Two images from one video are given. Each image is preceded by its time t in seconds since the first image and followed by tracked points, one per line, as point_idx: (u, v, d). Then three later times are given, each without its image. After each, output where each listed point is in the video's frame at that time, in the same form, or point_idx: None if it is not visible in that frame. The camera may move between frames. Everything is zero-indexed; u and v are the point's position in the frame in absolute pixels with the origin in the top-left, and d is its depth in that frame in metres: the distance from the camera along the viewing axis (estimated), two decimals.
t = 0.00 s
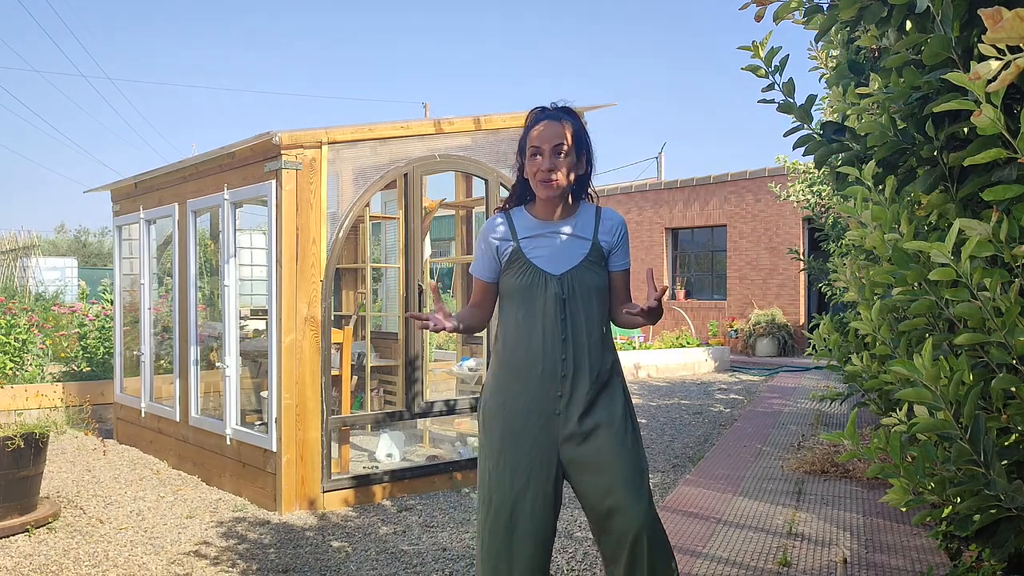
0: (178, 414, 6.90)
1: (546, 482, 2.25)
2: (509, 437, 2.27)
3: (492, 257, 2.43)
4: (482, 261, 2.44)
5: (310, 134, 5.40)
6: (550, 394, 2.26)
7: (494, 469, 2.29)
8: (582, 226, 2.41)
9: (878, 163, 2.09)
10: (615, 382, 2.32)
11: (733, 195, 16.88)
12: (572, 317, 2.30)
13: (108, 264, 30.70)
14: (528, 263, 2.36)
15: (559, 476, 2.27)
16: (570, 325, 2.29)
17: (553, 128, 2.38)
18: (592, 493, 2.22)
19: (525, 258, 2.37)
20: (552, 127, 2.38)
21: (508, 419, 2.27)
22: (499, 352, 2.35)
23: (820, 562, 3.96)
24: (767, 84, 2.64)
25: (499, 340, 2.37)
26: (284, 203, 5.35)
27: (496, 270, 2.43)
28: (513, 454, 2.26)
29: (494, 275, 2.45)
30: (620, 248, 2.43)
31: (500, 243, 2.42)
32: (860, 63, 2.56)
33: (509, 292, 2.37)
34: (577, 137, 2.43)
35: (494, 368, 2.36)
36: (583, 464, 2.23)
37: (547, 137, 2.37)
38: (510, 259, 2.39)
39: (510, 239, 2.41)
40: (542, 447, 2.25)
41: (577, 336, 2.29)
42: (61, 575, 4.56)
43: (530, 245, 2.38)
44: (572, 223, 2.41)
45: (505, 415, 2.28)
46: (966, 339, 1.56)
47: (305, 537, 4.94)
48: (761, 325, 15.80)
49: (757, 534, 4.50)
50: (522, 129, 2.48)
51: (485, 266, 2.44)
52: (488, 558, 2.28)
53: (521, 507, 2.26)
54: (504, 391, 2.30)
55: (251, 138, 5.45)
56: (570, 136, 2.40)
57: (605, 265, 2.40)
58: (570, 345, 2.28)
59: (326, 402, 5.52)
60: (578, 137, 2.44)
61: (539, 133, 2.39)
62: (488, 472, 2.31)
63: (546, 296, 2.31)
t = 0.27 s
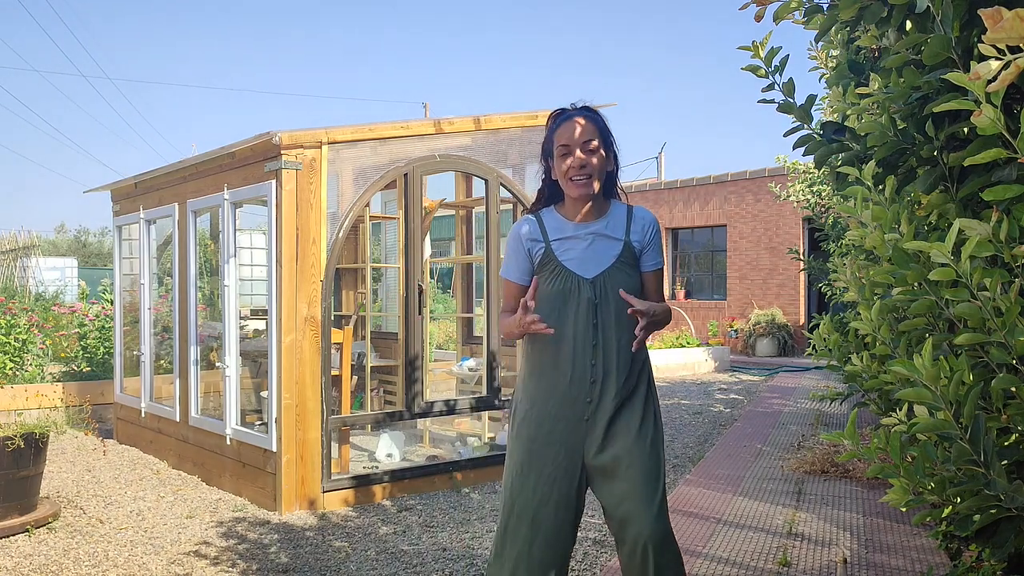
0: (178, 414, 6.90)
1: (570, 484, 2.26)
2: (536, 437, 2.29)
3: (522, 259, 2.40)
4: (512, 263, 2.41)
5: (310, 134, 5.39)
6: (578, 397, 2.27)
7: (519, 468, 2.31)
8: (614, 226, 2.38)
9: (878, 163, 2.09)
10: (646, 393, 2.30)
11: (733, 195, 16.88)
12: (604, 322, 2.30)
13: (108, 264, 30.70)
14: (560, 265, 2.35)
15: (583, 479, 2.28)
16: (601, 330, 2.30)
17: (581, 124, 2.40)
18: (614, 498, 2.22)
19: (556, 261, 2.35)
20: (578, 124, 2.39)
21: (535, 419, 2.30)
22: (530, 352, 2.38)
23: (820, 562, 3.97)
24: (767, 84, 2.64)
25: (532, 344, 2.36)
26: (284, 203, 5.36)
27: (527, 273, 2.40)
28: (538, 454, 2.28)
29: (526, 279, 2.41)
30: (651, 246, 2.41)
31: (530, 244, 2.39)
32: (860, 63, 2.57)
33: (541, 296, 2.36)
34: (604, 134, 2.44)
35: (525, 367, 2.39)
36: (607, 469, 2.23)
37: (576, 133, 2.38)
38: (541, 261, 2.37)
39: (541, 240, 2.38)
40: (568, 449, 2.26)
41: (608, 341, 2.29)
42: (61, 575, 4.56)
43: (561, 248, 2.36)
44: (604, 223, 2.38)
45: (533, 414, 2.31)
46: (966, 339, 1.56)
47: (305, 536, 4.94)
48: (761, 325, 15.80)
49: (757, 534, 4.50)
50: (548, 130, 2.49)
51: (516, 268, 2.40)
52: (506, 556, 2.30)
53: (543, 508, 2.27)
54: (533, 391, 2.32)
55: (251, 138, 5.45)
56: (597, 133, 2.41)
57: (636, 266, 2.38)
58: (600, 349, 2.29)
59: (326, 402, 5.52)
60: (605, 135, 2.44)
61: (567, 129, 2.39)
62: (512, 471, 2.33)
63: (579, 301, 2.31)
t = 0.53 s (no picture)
0: (178, 414, 6.90)
1: (576, 472, 2.25)
2: (542, 425, 2.30)
3: (526, 244, 2.43)
4: (518, 248, 2.45)
5: (310, 134, 5.39)
6: (582, 383, 2.27)
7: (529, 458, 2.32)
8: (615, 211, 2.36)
9: (878, 163, 2.09)
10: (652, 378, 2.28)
11: (733, 195, 16.88)
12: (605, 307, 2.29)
13: (108, 264, 30.71)
14: (559, 251, 2.37)
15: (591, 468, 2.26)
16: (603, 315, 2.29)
17: (591, 111, 2.38)
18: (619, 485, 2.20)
19: (556, 247, 2.37)
20: (588, 111, 2.37)
21: (541, 408, 2.30)
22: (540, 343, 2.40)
23: (820, 562, 3.97)
24: (767, 84, 2.64)
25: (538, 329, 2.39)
26: (284, 203, 5.36)
27: (531, 258, 2.44)
28: (545, 442, 2.29)
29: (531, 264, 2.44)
30: (656, 231, 2.37)
31: (533, 230, 2.42)
32: (860, 63, 2.56)
33: (545, 281, 2.39)
34: (614, 123, 2.42)
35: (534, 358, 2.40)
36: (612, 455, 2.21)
37: (585, 120, 2.36)
38: (543, 247, 2.40)
39: (543, 226, 2.40)
40: (574, 436, 2.26)
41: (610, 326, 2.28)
42: (61, 575, 4.56)
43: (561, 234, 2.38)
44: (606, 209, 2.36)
45: (540, 403, 2.32)
46: (966, 339, 1.56)
47: (305, 536, 4.94)
48: (761, 325, 15.80)
49: (757, 534, 4.50)
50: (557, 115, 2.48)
51: (520, 253, 2.44)
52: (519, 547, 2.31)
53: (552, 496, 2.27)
54: (540, 380, 2.34)
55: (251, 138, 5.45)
56: (607, 121, 2.39)
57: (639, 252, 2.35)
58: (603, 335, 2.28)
59: (326, 402, 5.51)
60: (615, 123, 2.42)
61: (577, 115, 2.38)
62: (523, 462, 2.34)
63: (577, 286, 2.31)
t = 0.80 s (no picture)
0: (178, 414, 6.90)
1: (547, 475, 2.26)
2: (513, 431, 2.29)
3: (501, 249, 2.45)
4: (492, 252, 2.46)
5: (310, 134, 5.39)
6: (549, 387, 2.27)
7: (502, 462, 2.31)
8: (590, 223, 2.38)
9: (878, 163, 2.09)
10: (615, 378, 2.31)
11: (733, 195, 16.88)
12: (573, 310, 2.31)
13: (108, 265, 30.70)
14: (533, 258, 2.39)
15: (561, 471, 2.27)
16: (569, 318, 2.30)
17: (575, 133, 2.34)
18: (592, 486, 2.21)
19: (531, 253, 2.40)
20: (573, 133, 2.33)
21: (509, 417, 2.29)
22: (504, 349, 2.39)
23: (820, 562, 3.96)
24: (767, 84, 2.63)
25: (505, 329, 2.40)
26: (284, 203, 5.36)
27: (504, 262, 2.45)
28: (517, 446, 2.29)
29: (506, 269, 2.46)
30: (627, 244, 2.39)
31: (509, 235, 2.45)
32: (860, 63, 2.57)
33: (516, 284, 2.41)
34: (596, 141, 2.39)
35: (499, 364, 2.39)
36: (584, 458, 2.22)
37: (570, 142, 2.33)
38: (518, 252, 2.42)
39: (520, 233, 2.43)
40: (543, 442, 2.26)
41: (578, 329, 2.29)
42: (61, 575, 4.56)
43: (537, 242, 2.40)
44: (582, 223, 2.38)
45: (509, 410, 2.31)
46: (966, 339, 1.56)
47: (305, 536, 4.94)
48: (761, 325, 15.80)
49: (757, 534, 4.50)
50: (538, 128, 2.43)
51: (495, 257, 2.46)
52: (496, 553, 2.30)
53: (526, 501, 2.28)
54: (507, 386, 2.33)
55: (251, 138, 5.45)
56: (590, 143, 2.36)
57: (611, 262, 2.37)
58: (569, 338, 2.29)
59: (326, 402, 5.51)
60: (596, 142, 2.40)
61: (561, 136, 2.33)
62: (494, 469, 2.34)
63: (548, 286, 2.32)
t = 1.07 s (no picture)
0: (178, 414, 6.90)
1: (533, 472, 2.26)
2: (499, 428, 2.30)
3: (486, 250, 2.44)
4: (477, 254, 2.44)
5: (310, 134, 5.39)
6: (534, 383, 2.27)
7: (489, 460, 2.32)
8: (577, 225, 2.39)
9: (878, 163, 2.09)
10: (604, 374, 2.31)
11: (733, 195, 16.88)
12: (559, 306, 2.30)
13: (108, 265, 30.71)
14: (520, 255, 2.36)
15: (548, 469, 2.27)
16: (554, 314, 2.30)
17: (565, 142, 2.33)
18: (578, 483, 2.20)
19: (519, 252, 2.37)
20: (563, 142, 2.32)
21: (497, 413, 2.30)
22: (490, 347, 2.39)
23: (820, 562, 3.97)
24: (767, 84, 2.63)
25: (491, 329, 2.40)
26: (284, 203, 5.36)
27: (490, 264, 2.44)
28: (503, 443, 2.29)
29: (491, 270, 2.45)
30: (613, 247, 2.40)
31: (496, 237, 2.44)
32: (860, 63, 2.57)
33: (501, 282, 2.38)
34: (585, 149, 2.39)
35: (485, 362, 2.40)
36: (570, 454, 2.22)
37: (560, 151, 2.32)
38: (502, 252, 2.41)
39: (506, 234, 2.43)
40: (530, 438, 2.27)
41: (563, 325, 2.29)
42: (61, 575, 4.56)
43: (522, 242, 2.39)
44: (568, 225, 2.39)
45: (495, 407, 2.31)
46: (966, 340, 1.56)
47: (305, 537, 4.94)
48: (761, 325, 15.80)
49: (757, 534, 4.50)
50: (528, 134, 2.42)
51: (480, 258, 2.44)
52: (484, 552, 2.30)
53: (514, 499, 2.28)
54: (493, 383, 2.34)
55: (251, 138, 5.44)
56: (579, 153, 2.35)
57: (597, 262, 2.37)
58: (554, 335, 2.28)
59: (326, 402, 5.52)
60: (585, 149, 2.39)
61: (551, 145, 2.32)
62: (481, 467, 2.34)
63: (535, 285, 2.33)
